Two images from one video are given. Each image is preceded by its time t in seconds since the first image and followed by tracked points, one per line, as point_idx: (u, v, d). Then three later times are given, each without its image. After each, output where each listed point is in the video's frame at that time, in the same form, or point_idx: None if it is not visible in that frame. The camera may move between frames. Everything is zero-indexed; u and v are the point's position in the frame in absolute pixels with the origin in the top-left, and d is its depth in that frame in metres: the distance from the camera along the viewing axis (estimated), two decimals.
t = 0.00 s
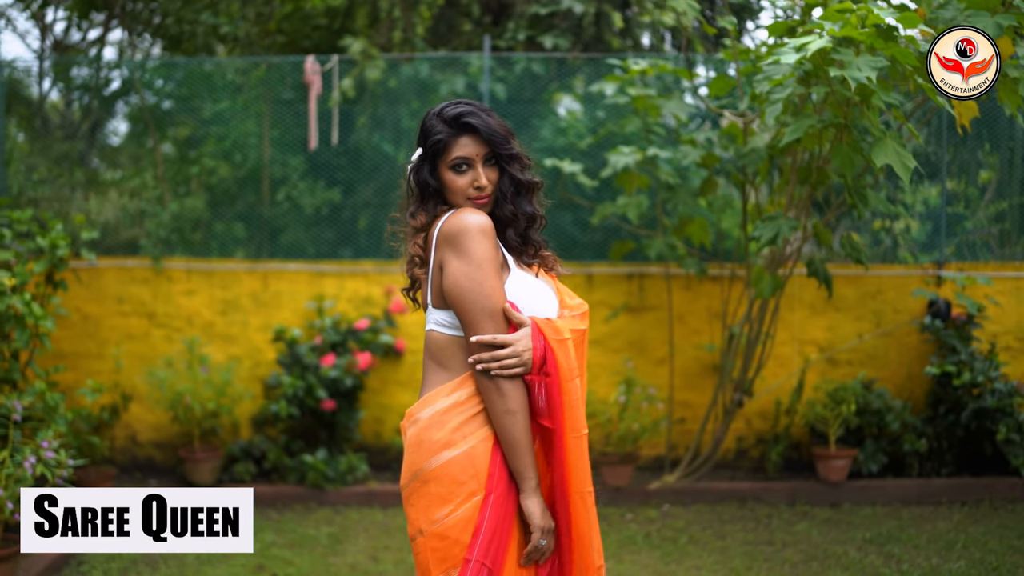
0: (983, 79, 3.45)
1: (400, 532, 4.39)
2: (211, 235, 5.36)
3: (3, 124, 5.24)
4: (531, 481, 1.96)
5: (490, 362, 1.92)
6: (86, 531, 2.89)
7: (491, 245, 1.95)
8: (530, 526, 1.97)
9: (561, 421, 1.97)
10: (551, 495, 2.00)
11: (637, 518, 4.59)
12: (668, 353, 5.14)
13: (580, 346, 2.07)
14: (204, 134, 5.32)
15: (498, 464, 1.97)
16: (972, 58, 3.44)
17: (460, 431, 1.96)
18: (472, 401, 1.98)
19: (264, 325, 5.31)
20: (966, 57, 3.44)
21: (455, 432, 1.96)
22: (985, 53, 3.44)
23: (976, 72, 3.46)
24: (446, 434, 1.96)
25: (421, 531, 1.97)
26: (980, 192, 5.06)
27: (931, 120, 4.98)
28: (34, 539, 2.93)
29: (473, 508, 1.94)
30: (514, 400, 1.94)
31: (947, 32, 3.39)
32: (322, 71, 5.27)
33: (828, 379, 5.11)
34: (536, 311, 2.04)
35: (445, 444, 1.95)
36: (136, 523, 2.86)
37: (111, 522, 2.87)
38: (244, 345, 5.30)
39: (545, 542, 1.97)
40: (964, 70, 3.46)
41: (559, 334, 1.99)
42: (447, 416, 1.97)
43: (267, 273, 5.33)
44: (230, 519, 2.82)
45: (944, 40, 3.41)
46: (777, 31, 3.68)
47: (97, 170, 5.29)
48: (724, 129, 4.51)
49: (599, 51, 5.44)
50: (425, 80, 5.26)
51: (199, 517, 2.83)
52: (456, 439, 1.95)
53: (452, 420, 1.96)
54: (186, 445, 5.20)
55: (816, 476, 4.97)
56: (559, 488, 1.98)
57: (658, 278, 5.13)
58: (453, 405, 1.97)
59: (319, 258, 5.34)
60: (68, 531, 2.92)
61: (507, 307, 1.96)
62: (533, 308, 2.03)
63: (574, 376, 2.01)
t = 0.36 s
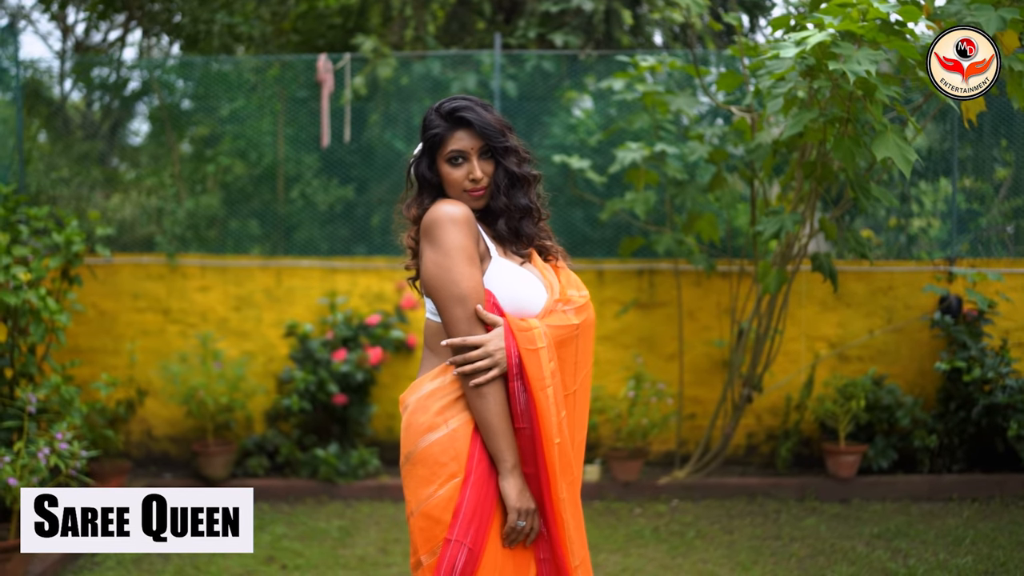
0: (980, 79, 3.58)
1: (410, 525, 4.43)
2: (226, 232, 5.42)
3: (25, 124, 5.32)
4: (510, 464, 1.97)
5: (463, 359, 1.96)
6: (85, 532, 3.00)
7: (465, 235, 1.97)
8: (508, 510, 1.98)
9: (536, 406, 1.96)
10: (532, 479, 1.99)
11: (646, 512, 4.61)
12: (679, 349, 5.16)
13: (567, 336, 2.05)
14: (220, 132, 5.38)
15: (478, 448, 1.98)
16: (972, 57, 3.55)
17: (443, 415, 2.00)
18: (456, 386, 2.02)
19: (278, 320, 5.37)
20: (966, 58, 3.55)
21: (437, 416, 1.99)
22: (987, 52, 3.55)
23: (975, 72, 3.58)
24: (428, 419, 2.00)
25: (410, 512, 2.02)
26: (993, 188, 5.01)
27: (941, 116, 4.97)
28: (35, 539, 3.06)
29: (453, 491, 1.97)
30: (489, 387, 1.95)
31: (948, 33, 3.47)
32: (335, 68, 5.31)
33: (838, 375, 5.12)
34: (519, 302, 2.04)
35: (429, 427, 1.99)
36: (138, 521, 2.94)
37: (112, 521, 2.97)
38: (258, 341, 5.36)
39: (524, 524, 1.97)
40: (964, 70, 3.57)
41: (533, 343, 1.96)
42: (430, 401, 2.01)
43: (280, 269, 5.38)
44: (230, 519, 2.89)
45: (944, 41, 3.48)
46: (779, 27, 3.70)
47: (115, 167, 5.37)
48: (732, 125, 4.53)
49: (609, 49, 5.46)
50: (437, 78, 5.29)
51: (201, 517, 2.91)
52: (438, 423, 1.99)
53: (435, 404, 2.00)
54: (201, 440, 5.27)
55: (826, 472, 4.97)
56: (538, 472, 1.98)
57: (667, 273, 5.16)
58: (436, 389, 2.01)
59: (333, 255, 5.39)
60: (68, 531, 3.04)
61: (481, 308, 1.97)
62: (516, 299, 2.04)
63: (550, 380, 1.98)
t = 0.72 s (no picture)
0: (982, 79, 3.62)
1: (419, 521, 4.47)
2: (241, 231, 5.48)
3: (46, 124, 5.41)
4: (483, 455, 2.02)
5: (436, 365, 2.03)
6: (84, 531, 3.17)
7: (441, 233, 2.08)
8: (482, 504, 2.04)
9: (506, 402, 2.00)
10: (505, 470, 2.03)
11: (655, 509, 4.63)
12: (689, 348, 5.18)
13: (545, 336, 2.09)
14: (235, 132, 5.44)
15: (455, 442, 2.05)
16: (972, 58, 3.60)
17: (426, 407, 2.07)
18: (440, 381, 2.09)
19: (291, 318, 5.42)
20: (967, 57, 3.61)
21: (420, 409, 2.07)
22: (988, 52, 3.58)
23: (977, 72, 3.62)
24: (413, 411, 2.08)
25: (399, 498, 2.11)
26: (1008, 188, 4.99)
27: (953, 115, 4.96)
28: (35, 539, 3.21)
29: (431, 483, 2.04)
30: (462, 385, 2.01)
31: (947, 33, 3.55)
32: (347, 69, 5.36)
33: (849, 374, 5.12)
34: (493, 295, 2.10)
35: (414, 419, 2.07)
36: (136, 523, 3.11)
37: (110, 523, 3.14)
38: (272, 339, 5.42)
39: (496, 511, 2.01)
40: (964, 69, 3.63)
41: (502, 351, 2.01)
42: (415, 394, 2.09)
43: (294, 268, 5.44)
44: (229, 520, 3.09)
45: (945, 41, 3.57)
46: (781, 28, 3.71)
47: (133, 167, 5.45)
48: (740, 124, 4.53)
49: (620, 49, 5.46)
50: (449, 78, 5.32)
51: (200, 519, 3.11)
52: (420, 416, 2.07)
53: (420, 396, 2.09)
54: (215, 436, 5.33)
55: (835, 471, 4.97)
56: (510, 466, 2.02)
57: (677, 272, 5.18)
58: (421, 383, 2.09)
59: (346, 253, 5.43)
60: (70, 530, 3.19)
61: (453, 315, 2.05)
62: (490, 293, 2.10)
63: (521, 386, 2.03)
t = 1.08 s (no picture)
0: (981, 80, 3.67)
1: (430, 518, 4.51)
2: (255, 231, 5.54)
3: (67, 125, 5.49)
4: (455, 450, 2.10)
5: (416, 368, 2.12)
6: (82, 532, 3.27)
7: (429, 235, 2.19)
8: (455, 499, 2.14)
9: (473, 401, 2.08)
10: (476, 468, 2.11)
11: (664, 508, 4.66)
12: (700, 348, 5.20)
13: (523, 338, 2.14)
14: (252, 134, 5.50)
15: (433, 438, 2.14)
16: (971, 58, 3.64)
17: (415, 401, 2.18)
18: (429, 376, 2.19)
19: (306, 318, 5.48)
20: (966, 58, 3.68)
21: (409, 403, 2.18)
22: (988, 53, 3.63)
23: (975, 73, 3.68)
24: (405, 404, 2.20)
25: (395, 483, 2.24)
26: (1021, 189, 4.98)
27: (965, 116, 4.96)
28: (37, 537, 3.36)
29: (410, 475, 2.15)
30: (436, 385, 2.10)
31: (948, 32, 3.61)
32: (361, 71, 5.41)
33: (859, 374, 5.13)
34: (468, 292, 2.17)
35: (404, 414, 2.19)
36: (136, 522, 3.17)
37: (110, 522, 3.20)
38: (286, 338, 5.48)
39: (464, 502, 2.09)
40: (964, 71, 3.70)
41: (472, 355, 2.09)
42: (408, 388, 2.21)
43: (308, 268, 5.49)
44: (229, 519, 3.13)
45: (945, 41, 3.64)
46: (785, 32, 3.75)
47: (151, 168, 5.52)
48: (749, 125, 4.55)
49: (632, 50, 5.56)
50: (461, 80, 5.36)
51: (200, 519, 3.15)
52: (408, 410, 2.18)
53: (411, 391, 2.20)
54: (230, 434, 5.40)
55: (845, 471, 4.98)
56: (479, 465, 2.10)
57: (687, 272, 5.20)
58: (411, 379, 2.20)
59: (359, 254, 5.48)
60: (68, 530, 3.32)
61: (433, 322, 2.14)
62: (466, 292, 2.17)
63: (489, 391, 2.10)
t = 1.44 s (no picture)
0: (981, 80, 3.73)
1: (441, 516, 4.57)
2: (271, 232, 5.61)
3: (88, 127, 5.58)
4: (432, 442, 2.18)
5: (403, 367, 2.21)
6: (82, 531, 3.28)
7: (421, 242, 2.28)
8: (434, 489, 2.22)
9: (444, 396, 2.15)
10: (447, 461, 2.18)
11: (674, 507, 4.69)
12: (711, 348, 5.23)
13: (501, 335, 2.18)
14: (268, 136, 5.57)
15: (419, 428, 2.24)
16: (972, 58, 3.68)
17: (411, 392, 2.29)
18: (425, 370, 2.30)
19: (320, 318, 5.54)
20: (966, 58, 3.69)
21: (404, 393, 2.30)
22: (988, 53, 3.67)
23: (976, 72, 3.72)
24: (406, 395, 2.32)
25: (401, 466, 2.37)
26: None
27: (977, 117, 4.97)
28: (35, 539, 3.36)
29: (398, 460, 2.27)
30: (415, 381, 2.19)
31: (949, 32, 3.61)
32: (375, 73, 5.46)
33: (870, 375, 5.14)
34: (449, 293, 2.23)
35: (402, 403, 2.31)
36: (136, 522, 3.18)
37: (110, 522, 3.22)
38: (301, 338, 5.54)
39: (437, 492, 2.17)
40: (963, 70, 3.72)
41: (444, 351, 2.16)
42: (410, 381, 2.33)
43: (323, 269, 5.55)
44: (229, 519, 3.12)
45: (946, 41, 3.62)
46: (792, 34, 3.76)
47: (170, 169, 5.60)
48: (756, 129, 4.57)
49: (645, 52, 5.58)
50: (474, 82, 5.40)
51: (199, 518, 3.15)
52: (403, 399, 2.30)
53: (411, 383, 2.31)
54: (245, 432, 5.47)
55: (855, 471, 5.00)
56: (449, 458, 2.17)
57: (698, 273, 5.23)
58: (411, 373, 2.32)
59: (374, 254, 5.54)
60: (68, 530, 3.31)
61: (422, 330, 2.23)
62: (447, 294, 2.23)
63: (458, 386, 2.16)
